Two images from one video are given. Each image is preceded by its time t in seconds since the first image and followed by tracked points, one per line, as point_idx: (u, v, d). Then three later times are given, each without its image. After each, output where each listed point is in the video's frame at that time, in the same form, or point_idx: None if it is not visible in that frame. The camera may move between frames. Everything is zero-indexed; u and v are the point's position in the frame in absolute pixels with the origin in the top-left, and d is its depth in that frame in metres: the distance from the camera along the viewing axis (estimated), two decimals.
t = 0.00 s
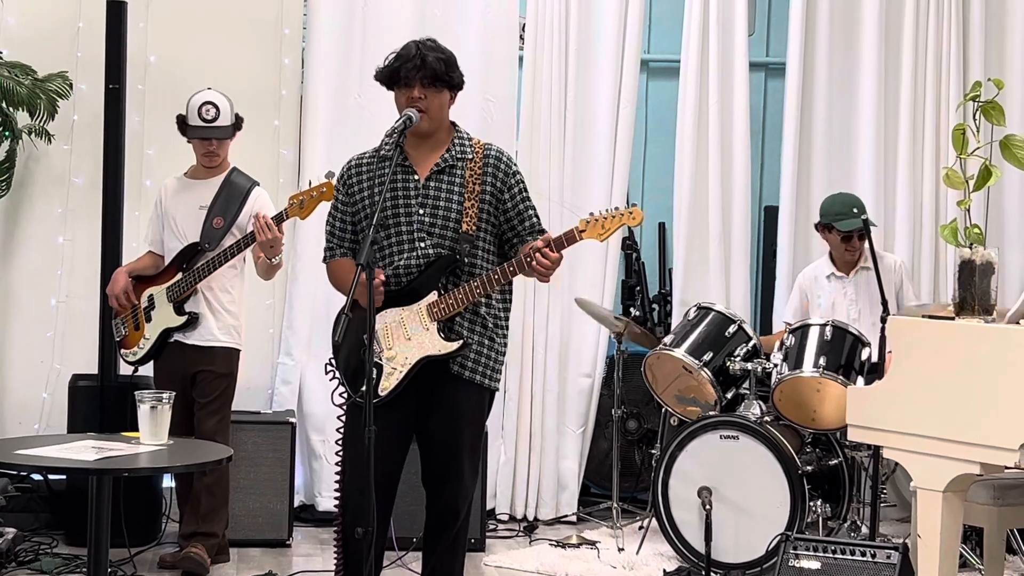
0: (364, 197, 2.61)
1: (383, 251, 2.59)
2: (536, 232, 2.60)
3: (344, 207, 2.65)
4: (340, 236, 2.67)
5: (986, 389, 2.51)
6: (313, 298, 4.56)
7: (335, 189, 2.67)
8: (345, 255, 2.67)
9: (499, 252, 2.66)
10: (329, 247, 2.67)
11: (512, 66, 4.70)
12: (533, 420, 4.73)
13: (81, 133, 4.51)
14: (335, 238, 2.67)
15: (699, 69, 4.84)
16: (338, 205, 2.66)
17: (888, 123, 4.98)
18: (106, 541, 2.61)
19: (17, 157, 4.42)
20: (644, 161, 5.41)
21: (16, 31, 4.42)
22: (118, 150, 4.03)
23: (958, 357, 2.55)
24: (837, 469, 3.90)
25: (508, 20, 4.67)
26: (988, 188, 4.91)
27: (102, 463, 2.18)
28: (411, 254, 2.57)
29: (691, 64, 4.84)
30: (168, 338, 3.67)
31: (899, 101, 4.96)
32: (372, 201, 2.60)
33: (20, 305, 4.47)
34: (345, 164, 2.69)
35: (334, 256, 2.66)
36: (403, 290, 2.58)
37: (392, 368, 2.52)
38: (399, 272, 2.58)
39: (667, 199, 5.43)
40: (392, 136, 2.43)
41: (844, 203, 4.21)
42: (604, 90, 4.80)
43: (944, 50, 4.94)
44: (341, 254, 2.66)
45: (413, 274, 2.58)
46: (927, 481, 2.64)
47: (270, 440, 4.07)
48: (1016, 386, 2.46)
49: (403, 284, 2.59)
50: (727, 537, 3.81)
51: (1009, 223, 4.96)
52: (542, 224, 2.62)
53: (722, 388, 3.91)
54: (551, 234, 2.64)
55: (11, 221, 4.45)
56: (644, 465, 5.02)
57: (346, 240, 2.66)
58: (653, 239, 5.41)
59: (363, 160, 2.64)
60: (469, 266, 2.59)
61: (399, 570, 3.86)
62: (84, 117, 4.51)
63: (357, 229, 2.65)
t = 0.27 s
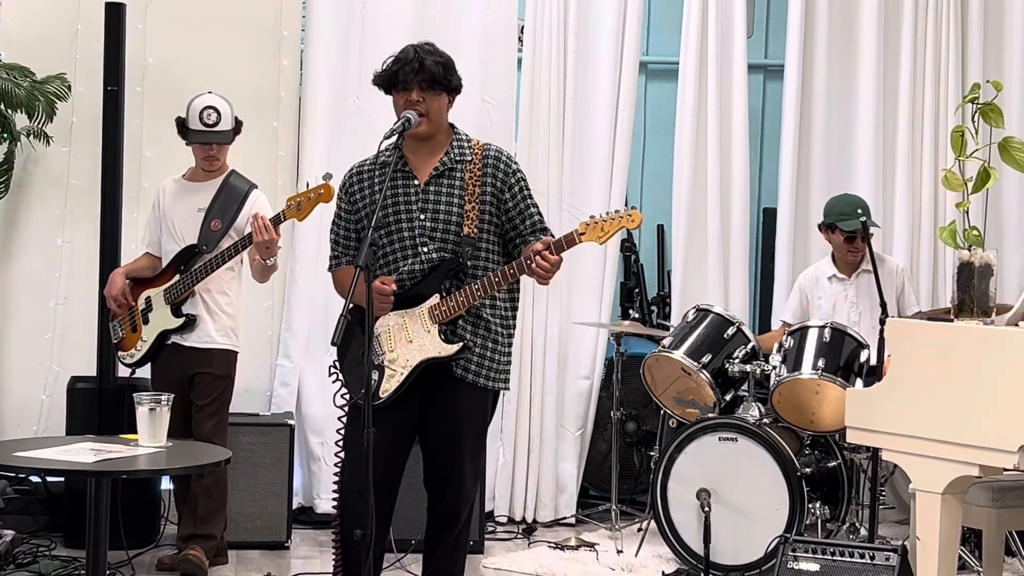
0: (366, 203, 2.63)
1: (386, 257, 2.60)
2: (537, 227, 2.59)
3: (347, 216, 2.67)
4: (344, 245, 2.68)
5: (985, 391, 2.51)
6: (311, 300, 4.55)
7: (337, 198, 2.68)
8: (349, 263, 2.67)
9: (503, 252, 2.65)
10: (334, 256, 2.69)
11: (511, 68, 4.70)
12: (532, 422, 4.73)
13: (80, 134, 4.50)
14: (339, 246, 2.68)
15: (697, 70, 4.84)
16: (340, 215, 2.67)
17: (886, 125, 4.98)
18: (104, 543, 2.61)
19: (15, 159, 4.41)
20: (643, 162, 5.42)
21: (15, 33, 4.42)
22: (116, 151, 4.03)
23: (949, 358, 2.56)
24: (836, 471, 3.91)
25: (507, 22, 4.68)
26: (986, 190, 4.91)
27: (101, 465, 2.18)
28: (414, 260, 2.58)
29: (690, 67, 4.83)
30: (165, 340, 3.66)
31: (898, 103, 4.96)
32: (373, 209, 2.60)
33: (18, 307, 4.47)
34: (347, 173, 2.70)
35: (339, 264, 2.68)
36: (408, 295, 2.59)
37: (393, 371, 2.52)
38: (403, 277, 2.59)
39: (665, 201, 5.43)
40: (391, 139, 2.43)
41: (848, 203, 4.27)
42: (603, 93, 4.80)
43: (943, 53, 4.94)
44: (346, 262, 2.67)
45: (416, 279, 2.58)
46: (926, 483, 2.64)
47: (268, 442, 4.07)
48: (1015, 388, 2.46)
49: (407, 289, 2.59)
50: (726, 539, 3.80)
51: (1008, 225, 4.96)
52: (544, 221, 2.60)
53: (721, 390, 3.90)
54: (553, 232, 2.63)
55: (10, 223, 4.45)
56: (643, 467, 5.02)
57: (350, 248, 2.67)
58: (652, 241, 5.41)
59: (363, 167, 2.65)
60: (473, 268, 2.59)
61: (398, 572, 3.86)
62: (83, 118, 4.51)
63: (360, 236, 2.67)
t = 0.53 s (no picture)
0: (366, 210, 2.63)
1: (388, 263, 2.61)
2: (537, 225, 2.58)
3: (348, 223, 2.67)
4: (346, 252, 2.69)
5: (984, 393, 2.50)
6: (309, 302, 4.55)
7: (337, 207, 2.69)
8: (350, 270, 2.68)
9: (505, 255, 2.64)
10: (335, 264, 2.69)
11: (509, 69, 4.70)
12: (530, 424, 4.73)
13: (78, 136, 4.50)
14: (341, 254, 2.69)
15: (696, 72, 4.84)
16: (341, 223, 2.68)
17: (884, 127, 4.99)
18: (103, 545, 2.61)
19: (14, 161, 4.41)
20: (641, 164, 5.42)
21: (14, 34, 4.43)
22: (115, 153, 4.03)
23: (949, 360, 2.56)
24: (834, 473, 3.90)
25: (505, 23, 4.68)
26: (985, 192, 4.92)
27: (99, 467, 2.18)
28: (416, 265, 2.58)
29: (689, 68, 4.83)
30: (164, 342, 3.66)
31: (896, 105, 4.97)
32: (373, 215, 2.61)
33: (17, 309, 4.47)
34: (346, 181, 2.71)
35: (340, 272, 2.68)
36: (410, 300, 2.58)
37: (394, 373, 2.52)
38: (405, 282, 2.59)
39: (664, 203, 5.44)
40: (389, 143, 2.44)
41: (839, 210, 4.25)
42: (602, 95, 4.80)
43: (942, 55, 4.95)
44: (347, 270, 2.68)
45: (419, 284, 2.58)
46: (925, 485, 2.64)
47: (267, 443, 4.07)
48: (1015, 391, 2.45)
49: (409, 294, 2.59)
50: (724, 541, 3.81)
51: (1007, 227, 4.97)
52: (543, 219, 2.59)
53: (719, 392, 3.88)
54: (552, 233, 2.62)
55: (8, 225, 4.44)
56: (641, 469, 5.02)
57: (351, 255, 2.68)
58: (650, 242, 5.41)
59: (362, 174, 2.66)
60: (476, 272, 2.58)
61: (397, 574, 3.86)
62: (82, 120, 4.51)
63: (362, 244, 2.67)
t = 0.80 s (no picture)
0: (364, 203, 2.63)
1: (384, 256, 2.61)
2: (534, 226, 2.58)
3: (345, 215, 2.67)
4: (342, 244, 2.68)
5: (984, 393, 2.50)
6: (309, 303, 4.55)
7: (336, 199, 2.69)
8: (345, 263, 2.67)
9: (500, 252, 2.64)
10: (330, 255, 2.68)
11: (509, 70, 4.70)
12: (530, 425, 4.73)
13: (78, 137, 4.50)
14: (337, 245, 2.68)
15: (695, 72, 4.85)
16: (339, 214, 2.68)
17: (884, 128, 4.99)
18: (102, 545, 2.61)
19: (13, 162, 4.41)
20: (641, 165, 5.42)
21: (13, 35, 4.43)
22: (114, 153, 4.03)
23: (948, 359, 2.56)
24: (834, 474, 3.89)
25: (505, 24, 4.68)
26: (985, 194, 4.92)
27: (99, 468, 2.18)
28: (410, 259, 2.58)
29: (688, 69, 4.84)
30: (163, 343, 3.66)
31: (896, 106, 4.97)
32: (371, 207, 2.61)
33: (16, 310, 4.47)
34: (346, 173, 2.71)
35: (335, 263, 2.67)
36: (404, 294, 2.58)
37: (392, 370, 2.52)
38: (400, 276, 2.59)
39: (664, 204, 5.44)
40: (389, 140, 2.44)
41: (833, 210, 4.26)
42: (601, 95, 4.80)
43: (941, 57, 4.95)
44: (342, 262, 2.67)
45: (413, 278, 2.58)
46: (924, 486, 2.64)
47: (266, 444, 4.06)
48: (1015, 392, 2.44)
49: (404, 288, 2.59)
50: (724, 542, 3.81)
51: (1006, 228, 4.97)
52: (541, 220, 2.59)
53: (719, 394, 3.87)
54: (549, 231, 2.62)
55: (7, 226, 4.45)
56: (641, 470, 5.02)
57: (348, 247, 2.67)
58: (650, 243, 5.41)
59: (362, 167, 2.66)
60: (470, 267, 2.59)
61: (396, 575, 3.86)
62: (81, 121, 4.51)
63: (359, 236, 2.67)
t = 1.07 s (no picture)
0: (364, 203, 2.63)
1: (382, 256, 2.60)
2: (532, 229, 2.58)
3: (344, 214, 2.67)
4: (340, 243, 2.68)
5: (983, 394, 2.50)
6: (308, 303, 4.55)
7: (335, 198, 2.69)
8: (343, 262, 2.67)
9: (498, 254, 2.64)
10: (328, 254, 2.68)
11: (509, 71, 4.71)
12: (529, 425, 4.73)
13: (78, 137, 4.50)
14: (335, 245, 2.68)
15: (695, 72, 4.85)
16: (339, 213, 2.67)
17: (884, 129, 4.99)
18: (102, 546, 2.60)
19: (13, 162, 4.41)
20: (641, 165, 5.42)
21: (13, 36, 4.43)
22: (114, 153, 4.03)
23: (945, 360, 2.57)
24: (834, 475, 3.88)
25: (505, 24, 4.68)
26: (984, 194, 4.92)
27: (98, 468, 2.18)
28: (409, 260, 2.57)
29: (688, 70, 4.84)
30: (163, 343, 3.66)
31: (895, 107, 4.97)
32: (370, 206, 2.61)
33: (16, 310, 4.47)
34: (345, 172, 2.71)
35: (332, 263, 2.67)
36: (402, 295, 2.58)
37: (388, 371, 2.52)
38: (398, 276, 2.58)
39: (663, 204, 5.44)
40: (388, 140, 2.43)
41: (837, 207, 4.26)
42: (601, 95, 4.80)
43: (941, 57, 4.95)
44: (340, 261, 2.67)
45: (410, 279, 2.58)
46: (924, 487, 2.64)
47: (266, 445, 4.06)
48: (1015, 393, 2.44)
49: (401, 289, 2.59)
50: (723, 542, 3.81)
51: (1005, 228, 4.97)
52: (539, 223, 2.59)
53: (719, 394, 3.87)
54: (548, 234, 2.62)
55: (7, 226, 4.45)
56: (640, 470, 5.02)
57: (346, 247, 2.67)
58: (649, 244, 5.41)
59: (362, 166, 2.66)
60: (468, 269, 2.58)
61: None
62: (81, 121, 4.51)
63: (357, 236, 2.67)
